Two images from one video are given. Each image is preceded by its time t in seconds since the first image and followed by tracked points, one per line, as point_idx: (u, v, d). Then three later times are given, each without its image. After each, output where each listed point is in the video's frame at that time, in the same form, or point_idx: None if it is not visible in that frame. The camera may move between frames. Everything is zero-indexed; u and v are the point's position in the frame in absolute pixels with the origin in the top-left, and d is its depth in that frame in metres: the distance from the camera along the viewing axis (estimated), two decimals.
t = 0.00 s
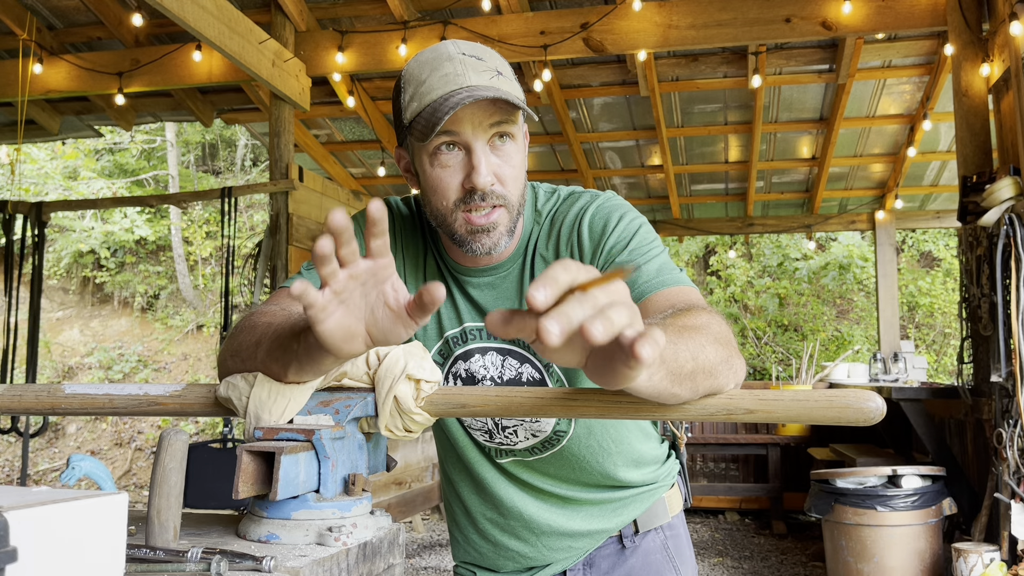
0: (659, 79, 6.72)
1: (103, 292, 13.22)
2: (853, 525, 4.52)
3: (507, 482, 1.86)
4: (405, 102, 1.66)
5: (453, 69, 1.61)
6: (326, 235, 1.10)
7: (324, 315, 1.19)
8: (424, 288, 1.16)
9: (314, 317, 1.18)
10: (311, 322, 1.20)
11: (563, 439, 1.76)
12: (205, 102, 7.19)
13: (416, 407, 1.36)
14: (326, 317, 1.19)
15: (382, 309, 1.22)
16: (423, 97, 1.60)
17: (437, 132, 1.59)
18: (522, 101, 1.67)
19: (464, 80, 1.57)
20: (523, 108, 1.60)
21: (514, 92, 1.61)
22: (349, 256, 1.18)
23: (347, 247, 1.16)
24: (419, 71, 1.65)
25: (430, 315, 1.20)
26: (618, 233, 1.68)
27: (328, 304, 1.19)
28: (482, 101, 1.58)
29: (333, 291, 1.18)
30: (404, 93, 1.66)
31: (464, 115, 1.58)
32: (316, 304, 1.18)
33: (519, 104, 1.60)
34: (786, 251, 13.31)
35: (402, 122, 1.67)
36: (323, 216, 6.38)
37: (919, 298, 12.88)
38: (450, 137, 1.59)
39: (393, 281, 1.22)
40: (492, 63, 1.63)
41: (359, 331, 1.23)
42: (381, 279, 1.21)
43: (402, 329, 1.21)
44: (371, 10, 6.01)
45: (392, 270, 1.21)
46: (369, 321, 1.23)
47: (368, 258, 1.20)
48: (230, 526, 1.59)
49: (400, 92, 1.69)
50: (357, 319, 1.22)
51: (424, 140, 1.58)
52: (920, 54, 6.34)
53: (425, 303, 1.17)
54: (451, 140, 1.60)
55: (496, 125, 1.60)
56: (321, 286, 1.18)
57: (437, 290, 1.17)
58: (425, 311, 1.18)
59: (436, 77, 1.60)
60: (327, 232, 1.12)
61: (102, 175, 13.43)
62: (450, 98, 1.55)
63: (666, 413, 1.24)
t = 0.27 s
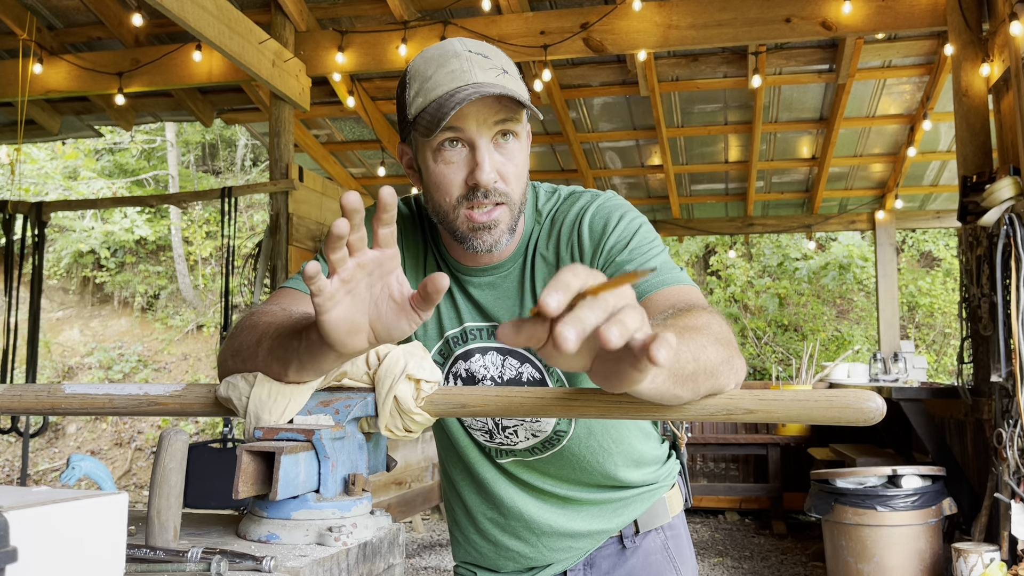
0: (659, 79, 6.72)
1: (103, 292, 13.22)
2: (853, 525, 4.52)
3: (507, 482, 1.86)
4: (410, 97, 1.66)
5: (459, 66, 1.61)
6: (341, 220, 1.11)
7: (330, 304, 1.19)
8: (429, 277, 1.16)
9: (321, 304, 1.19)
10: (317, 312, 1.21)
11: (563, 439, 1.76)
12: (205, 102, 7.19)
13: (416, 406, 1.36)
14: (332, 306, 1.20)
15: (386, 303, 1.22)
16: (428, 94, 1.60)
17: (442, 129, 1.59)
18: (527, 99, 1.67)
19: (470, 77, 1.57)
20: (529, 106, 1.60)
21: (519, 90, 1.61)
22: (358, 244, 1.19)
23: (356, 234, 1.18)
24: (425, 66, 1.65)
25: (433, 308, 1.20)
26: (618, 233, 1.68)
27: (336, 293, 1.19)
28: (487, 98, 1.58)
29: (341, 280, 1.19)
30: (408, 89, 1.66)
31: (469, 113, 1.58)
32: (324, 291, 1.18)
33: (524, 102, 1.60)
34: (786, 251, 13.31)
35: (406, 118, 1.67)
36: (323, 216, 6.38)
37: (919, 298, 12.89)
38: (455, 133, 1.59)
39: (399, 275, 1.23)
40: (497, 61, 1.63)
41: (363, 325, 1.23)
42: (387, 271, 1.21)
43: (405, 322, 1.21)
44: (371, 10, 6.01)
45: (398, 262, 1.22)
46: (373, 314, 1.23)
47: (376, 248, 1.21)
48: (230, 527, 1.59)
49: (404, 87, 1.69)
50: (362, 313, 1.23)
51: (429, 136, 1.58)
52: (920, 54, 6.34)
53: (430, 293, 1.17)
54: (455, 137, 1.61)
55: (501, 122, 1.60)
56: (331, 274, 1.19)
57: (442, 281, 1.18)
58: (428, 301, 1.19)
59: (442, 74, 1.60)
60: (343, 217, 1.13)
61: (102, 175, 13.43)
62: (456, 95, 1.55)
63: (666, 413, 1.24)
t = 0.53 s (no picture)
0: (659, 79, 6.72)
1: (103, 292, 13.22)
2: (853, 525, 4.52)
3: (507, 483, 1.86)
4: (412, 98, 1.66)
5: (461, 67, 1.61)
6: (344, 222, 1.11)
7: (331, 306, 1.19)
8: (430, 280, 1.16)
9: (323, 307, 1.19)
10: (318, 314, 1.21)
11: (563, 439, 1.76)
12: (205, 102, 7.19)
13: (416, 406, 1.37)
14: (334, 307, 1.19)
15: (388, 305, 1.22)
16: (431, 95, 1.60)
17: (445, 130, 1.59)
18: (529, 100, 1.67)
19: (474, 79, 1.57)
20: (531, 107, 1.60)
21: (521, 91, 1.61)
22: (360, 246, 1.20)
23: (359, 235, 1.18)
24: (427, 68, 1.65)
25: (434, 311, 1.20)
26: (619, 233, 1.68)
27: (338, 295, 1.19)
28: (490, 99, 1.58)
29: (343, 282, 1.19)
30: (410, 91, 1.66)
31: (472, 114, 1.58)
32: (326, 293, 1.18)
33: (527, 104, 1.60)
34: (787, 251, 13.30)
35: (408, 120, 1.67)
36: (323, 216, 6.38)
37: (919, 298, 12.89)
38: (457, 134, 1.59)
39: (400, 277, 1.23)
40: (500, 62, 1.63)
41: (364, 327, 1.23)
42: (388, 273, 1.22)
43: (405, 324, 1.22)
44: (371, 10, 6.01)
45: (400, 265, 1.23)
46: (374, 316, 1.23)
47: (377, 251, 1.22)
48: (230, 527, 1.59)
49: (407, 89, 1.69)
50: (364, 314, 1.23)
51: (431, 137, 1.58)
52: (919, 54, 6.34)
53: (431, 297, 1.17)
54: (457, 138, 1.61)
55: (503, 123, 1.60)
56: (332, 275, 1.19)
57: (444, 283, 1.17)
58: (430, 304, 1.18)
59: (445, 75, 1.60)
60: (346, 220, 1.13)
61: (102, 175, 13.43)
62: (458, 96, 1.55)
63: (666, 413, 1.24)
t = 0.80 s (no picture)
0: (659, 79, 6.72)
1: (103, 292, 13.23)
2: (853, 525, 4.52)
3: (507, 483, 1.86)
4: (410, 100, 1.66)
5: (459, 68, 1.61)
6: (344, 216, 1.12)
7: (331, 303, 1.19)
8: (430, 275, 1.16)
9: (323, 303, 1.19)
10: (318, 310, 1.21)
11: (562, 439, 1.76)
12: (205, 102, 7.19)
13: (416, 406, 1.37)
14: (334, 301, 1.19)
15: (387, 302, 1.22)
16: (428, 96, 1.60)
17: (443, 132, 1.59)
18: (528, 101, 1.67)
19: (471, 80, 1.57)
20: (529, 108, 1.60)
21: (519, 92, 1.61)
22: (359, 242, 1.20)
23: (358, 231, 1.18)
24: (425, 69, 1.65)
25: (434, 308, 1.20)
26: (618, 234, 1.68)
27: (338, 292, 1.20)
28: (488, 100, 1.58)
29: (343, 278, 1.19)
30: (408, 92, 1.67)
31: (469, 115, 1.58)
32: (325, 290, 1.19)
33: (524, 104, 1.60)
34: (787, 251, 13.30)
35: (406, 121, 1.67)
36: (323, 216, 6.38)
37: (919, 298, 12.90)
38: (454, 136, 1.60)
39: (400, 274, 1.23)
40: (497, 63, 1.63)
41: (364, 323, 1.23)
42: (388, 269, 1.22)
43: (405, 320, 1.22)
44: (371, 10, 6.01)
45: (399, 261, 1.23)
46: (373, 312, 1.23)
47: (377, 246, 1.21)
48: (230, 527, 1.59)
49: (404, 90, 1.69)
50: (363, 311, 1.23)
51: (429, 138, 1.58)
52: (919, 54, 6.34)
53: (430, 290, 1.17)
54: (455, 139, 1.61)
55: (501, 124, 1.60)
56: (332, 272, 1.19)
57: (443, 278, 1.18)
58: (429, 301, 1.19)
59: (442, 76, 1.60)
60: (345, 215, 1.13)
61: (102, 175, 13.43)
62: (456, 98, 1.55)
63: (665, 412, 1.24)
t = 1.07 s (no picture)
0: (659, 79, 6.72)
1: (103, 292, 13.23)
2: (853, 525, 4.52)
3: (507, 483, 1.86)
4: (408, 97, 1.66)
5: (457, 67, 1.61)
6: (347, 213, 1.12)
7: (331, 300, 1.19)
8: (433, 276, 1.17)
9: (324, 301, 1.19)
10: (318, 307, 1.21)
11: (563, 439, 1.76)
12: (205, 102, 7.19)
13: (416, 406, 1.37)
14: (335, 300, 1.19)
15: (388, 301, 1.22)
16: (425, 94, 1.60)
17: (438, 130, 1.59)
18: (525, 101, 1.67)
19: (468, 79, 1.57)
20: (525, 109, 1.60)
21: (516, 92, 1.61)
22: (362, 241, 1.19)
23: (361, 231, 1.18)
24: (424, 67, 1.65)
25: (434, 307, 1.20)
26: (617, 233, 1.68)
27: (338, 289, 1.19)
28: (484, 99, 1.58)
29: (344, 276, 1.19)
30: (407, 89, 1.67)
31: (465, 114, 1.58)
32: (327, 287, 1.18)
33: (521, 104, 1.60)
34: (786, 251, 13.30)
35: (404, 118, 1.67)
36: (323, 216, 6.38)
37: (919, 298, 12.89)
38: (450, 134, 1.60)
39: (400, 273, 1.23)
40: (496, 63, 1.63)
41: (364, 322, 1.23)
42: (389, 268, 1.22)
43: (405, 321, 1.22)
44: (371, 10, 6.01)
45: (400, 260, 1.22)
46: (374, 311, 1.23)
47: (379, 245, 1.21)
48: (230, 527, 1.60)
49: (403, 88, 1.69)
50: (363, 309, 1.23)
51: (424, 137, 1.59)
52: (919, 54, 6.34)
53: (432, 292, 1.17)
54: (451, 137, 1.61)
55: (496, 125, 1.60)
56: (333, 270, 1.19)
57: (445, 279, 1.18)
58: (430, 300, 1.19)
59: (440, 74, 1.60)
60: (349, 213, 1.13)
61: (102, 175, 13.43)
62: (451, 96, 1.55)
63: (666, 413, 1.24)
